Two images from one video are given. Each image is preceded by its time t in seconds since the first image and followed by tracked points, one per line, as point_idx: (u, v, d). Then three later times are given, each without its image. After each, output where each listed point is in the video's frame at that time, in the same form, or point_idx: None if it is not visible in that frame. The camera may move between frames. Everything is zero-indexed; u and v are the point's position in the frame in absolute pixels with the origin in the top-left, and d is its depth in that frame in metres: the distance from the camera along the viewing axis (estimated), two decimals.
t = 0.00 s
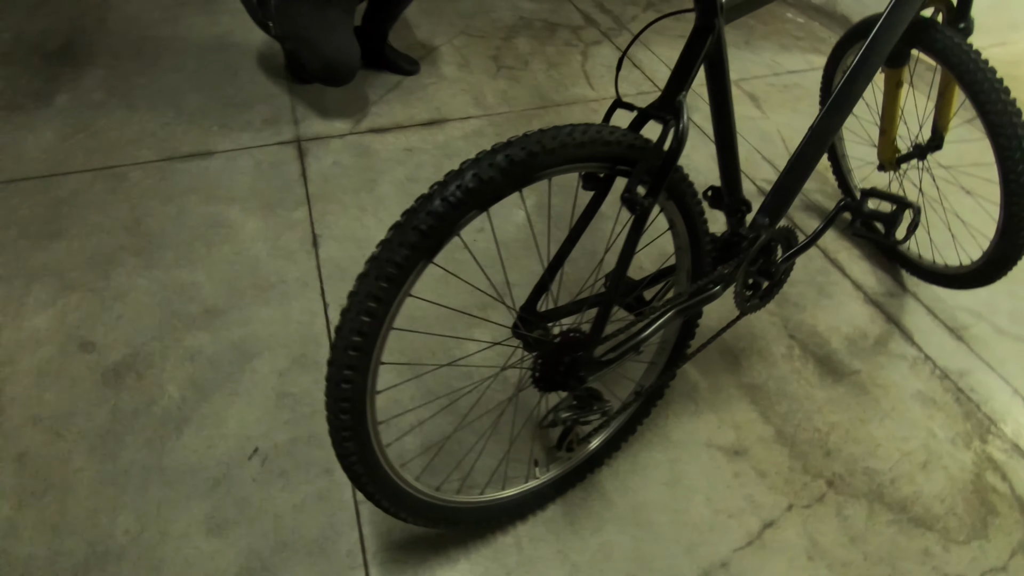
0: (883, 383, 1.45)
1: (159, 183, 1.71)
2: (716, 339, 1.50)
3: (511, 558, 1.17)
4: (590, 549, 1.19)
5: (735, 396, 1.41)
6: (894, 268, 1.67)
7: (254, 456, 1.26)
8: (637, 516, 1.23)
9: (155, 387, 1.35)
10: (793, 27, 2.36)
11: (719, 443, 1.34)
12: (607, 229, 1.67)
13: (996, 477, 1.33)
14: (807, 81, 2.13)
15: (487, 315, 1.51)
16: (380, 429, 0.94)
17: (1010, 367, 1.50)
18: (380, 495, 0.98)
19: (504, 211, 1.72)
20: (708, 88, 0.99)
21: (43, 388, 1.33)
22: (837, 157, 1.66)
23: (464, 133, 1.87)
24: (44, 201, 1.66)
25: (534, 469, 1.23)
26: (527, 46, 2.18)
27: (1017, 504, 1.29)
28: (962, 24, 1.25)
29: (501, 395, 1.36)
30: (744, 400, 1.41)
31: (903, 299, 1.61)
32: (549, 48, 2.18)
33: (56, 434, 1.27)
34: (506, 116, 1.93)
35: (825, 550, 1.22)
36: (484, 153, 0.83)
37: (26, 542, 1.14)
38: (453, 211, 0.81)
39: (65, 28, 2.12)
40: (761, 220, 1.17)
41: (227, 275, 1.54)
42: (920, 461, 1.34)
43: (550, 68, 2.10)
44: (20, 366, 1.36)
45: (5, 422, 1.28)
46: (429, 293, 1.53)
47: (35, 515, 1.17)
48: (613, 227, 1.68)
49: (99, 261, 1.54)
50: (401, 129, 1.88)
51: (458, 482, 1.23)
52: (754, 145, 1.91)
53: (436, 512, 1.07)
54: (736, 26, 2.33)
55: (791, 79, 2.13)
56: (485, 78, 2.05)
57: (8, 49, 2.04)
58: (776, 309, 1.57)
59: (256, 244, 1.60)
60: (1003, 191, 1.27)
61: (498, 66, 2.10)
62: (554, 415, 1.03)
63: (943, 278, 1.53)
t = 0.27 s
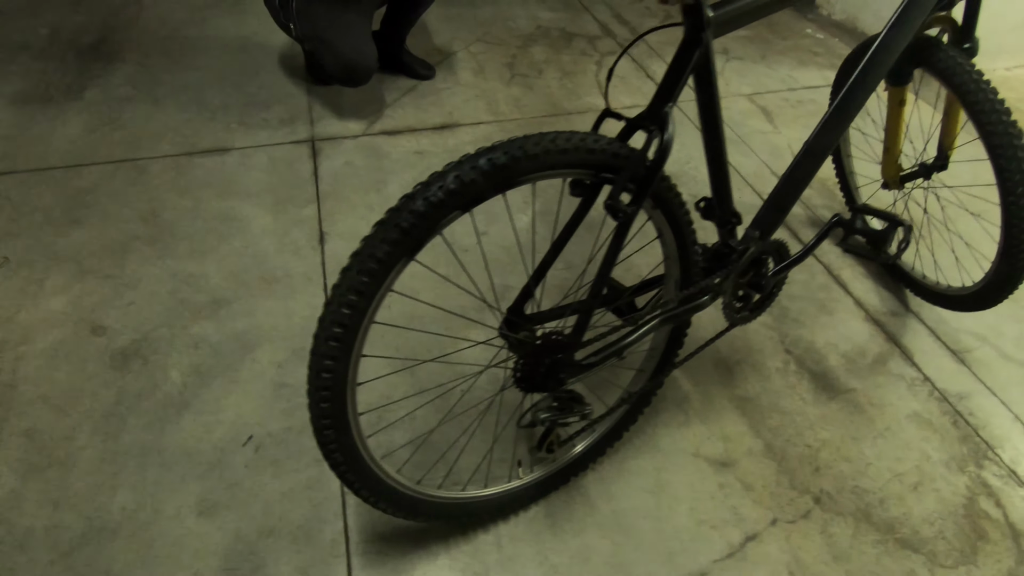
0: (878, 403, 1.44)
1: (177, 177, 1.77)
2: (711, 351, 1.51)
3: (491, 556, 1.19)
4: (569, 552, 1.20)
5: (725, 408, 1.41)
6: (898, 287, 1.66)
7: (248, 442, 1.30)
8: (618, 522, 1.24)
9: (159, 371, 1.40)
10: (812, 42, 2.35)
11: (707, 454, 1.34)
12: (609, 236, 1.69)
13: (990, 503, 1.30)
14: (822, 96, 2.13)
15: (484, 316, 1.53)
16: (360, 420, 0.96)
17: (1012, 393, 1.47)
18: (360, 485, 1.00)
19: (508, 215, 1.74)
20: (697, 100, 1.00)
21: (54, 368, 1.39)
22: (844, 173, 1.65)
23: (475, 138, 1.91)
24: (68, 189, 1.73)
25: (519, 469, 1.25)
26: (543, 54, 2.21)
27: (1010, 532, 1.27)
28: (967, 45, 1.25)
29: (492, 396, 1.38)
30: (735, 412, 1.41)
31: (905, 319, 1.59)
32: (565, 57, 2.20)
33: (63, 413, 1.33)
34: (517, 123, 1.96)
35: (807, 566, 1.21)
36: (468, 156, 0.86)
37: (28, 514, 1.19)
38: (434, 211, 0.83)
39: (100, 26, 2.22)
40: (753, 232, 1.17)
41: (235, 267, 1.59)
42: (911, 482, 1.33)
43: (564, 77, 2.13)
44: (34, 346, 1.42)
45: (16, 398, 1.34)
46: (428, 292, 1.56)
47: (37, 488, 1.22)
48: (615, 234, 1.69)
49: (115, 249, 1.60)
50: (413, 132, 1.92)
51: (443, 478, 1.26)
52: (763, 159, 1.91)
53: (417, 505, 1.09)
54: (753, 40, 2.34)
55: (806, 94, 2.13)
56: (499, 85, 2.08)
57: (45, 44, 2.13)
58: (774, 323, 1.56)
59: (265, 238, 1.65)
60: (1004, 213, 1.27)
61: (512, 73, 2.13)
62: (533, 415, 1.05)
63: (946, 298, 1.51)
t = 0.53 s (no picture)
0: (876, 413, 1.42)
1: (186, 168, 1.80)
2: (708, 356, 1.50)
3: (477, 552, 1.19)
4: (555, 551, 1.20)
5: (720, 414, 1.40)
6: (903, 297, 1.64)
7: (243, 431, 1.31)
8: (606, 523, 1.24)
9: (160, 359, 1.42)
10: (826, 49, 2.33)
11: (699, 459, 1.33)
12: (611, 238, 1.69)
13: (986, 518, 1.28)
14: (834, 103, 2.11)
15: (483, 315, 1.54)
16: (348, 411, 0.97)
17: (1014, 408, 1.45)
18: (346, 476, 1.01)
19: (511, 215, 1.75)
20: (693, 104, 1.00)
21: (58, 352, 1.42)
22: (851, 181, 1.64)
23: (481, 136, 1.91)
24: (80, 178, 1.76)
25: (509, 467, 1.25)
26: (553, 55, 2.22)
27: (1006, 548, 1.25)
28: (974, 53, 1.23)
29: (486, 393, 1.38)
30: (730, 418, 1.40)
31: (908, 330, 1.58)
32: (575, 59, 2.21)
33: (64, 395, 1.35)
34: (524, 122, 1.96)
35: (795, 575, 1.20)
36: (458, 153, 0.86)
37: (26, 493, 1.22)
38: (422, 206, 0.84)
39: (119, 19, 2.26)
40: (749, 237, 1.17)
41: (239, 258, 1.61)
42: (906, 495, 1.31)
43: (573, 78, 2.13)
44: (40, 329, 1.45)
45: (21, 380, 1.37)
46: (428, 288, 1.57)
47: (36, 468, 1.25)
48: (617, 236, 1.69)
49: (122, 238, 1.63)
50: (420, 129, 1.93)
51: (433, 473, 1.26)
52: (770, 165, 1.90)
53: (404, 499, 1.10)
54: (766, 45, 2.32)
55: (818, 101, 2.11)
56: (508, 84, 2.09)
57: (65, 35, 2.18)
58: (774, 330, 1.55)
59: (269, 231, 1.67)
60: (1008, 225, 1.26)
61: (521, 73, 2.13)
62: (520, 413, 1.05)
63: (951, 310, 1.49)
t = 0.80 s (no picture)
0: (877, 425, 1.41)
1: (196, 160, 1.82)
2: (708, 361, 1.49)
3: (467, 550, 1.19)
4: (545, 551, 1.20)
5: (718, 420, 1.39)
6: (909, 308, 1.62)
7: (240, 421, 1.32)
8: (597, 526, 1.23)
9: (163, 347, 1.44)
10: (841, 56, 2.31)
11: (694, 465, 1.32)
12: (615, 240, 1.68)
13: (985, 535, 1.26)
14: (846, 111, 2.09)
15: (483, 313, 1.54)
16: (339, 405, 0.97)
17: (1019, 424, 1.42)
18: (337, 470, 1.01)
19: (515, 214, 1.75)
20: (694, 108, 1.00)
21: (64, 337, 1.44)
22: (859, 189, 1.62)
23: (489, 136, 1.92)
24: (93, 167, 1.79)
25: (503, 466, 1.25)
26: (565, 57, 2.22)
27: (1004, 566, 1.22)
28: (986, 63, 1.21)
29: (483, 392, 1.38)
30: (727, 424, 1.39)
31: (913, 341, 1.56)
32: (586, 60, 2.20)
33: (67, 380, 1.37)
34: (532, 122, 1.96)
35: None
36: (454, 150, 0.86)
37: (25, 474, 1.23)
38: (417, 202, 0.84)
39: (137, 12, 2.29)
40: (750, 242, 1.16)
41: (244, 250, 1.62)
42: (904, 509, 1.29)
43: (583, 80, 2.13)
44: (47, 314, 1.47)
45: (25, 363, 1.39)
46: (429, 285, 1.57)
47: (37, 450, 1.27)
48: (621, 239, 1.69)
49: (131, 227, 1.65)
50: (428, 127, 1.94)
51: (426, 468, 1.27)
52: (779, 171, 1.88)
53: (395, 494, 1.10)
54: (779, 51, 2.31)
55: (830, 108, 2.09)
56: (518, 85, 2.09)
57: (84, 26, 2.21)
58: (776, 337, 1.54)
59: (275, 224, 1.68)
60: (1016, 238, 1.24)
61: (532, 74, 2.14)
62: (512, 412, 1.05)
63: (957, 323, 1.47)
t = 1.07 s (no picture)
0: (881, 439, 1.38)
1: (209, 151, 1.83)
2: (711, 369, 1.47)
3: (460, 549, 1.18)
4: (538, 554, 1.19)
5: (718, 429, 1.38)
6: (919, 322, 1.59)
7: (240, 412, 1.33)
8: (592, 530, 1.22)
9: (167, 335, 1.45)
10: (859, 64, 2.28)
11: (692, 473, 1.31)
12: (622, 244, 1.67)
13: (988, 556, 1.24)
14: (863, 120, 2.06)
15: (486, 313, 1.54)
16: (335, 400, 0.97)
17: None
18: (331, 464, 1.01)
19: (523, 214, 1.74)
20: (702, 112, 0.98)
21: (71, 321, 1.45)
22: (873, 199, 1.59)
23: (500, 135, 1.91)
24: (107, 155, 1.80)
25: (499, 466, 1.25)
26: (579, 58, 2.21)
27: None
28: (1005, 74, 1.18)
29: (483, 391, 1.38)
30: (727, 433, 1.37)
31: (922, 356, 1.53)
32: (601, 62, 2.19)
33: (72, 364, 1.38)
34: (544, 123, 1.96)
35: None
36: (456, 149, 0.86)
37: (27, 456, 1.25)
38: (416, 199, 0.83)
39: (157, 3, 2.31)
40: (755, 250, 1.14)
41: (252, 242, 1.63)
42: (906, 525, 1.27)
43: (597, 82, 2.12)
44: (55, 299, 1.49)
45: (32, 346, 1.40)
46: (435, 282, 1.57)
47: (39, 433, 1.28)
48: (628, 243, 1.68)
49: (142, 215, 1.67)
50: (440, 125, 1.94)
51: (423, 466, 1.26)
52: (791, 179, 1.86)
53: (389, 490, 1.10)
54: (797, 57, 2.28)
55: (846, 116, 2.06)
56: (531, 85, 2.09)
57: (104, 15, 2.24)
58: (781, 347, 1.52)
59: (283, 217, 1.69)
60: None
61: (546, 74, 2.13)
62: (507, 412, 1.05)
63: (967, 338, 1.45)
